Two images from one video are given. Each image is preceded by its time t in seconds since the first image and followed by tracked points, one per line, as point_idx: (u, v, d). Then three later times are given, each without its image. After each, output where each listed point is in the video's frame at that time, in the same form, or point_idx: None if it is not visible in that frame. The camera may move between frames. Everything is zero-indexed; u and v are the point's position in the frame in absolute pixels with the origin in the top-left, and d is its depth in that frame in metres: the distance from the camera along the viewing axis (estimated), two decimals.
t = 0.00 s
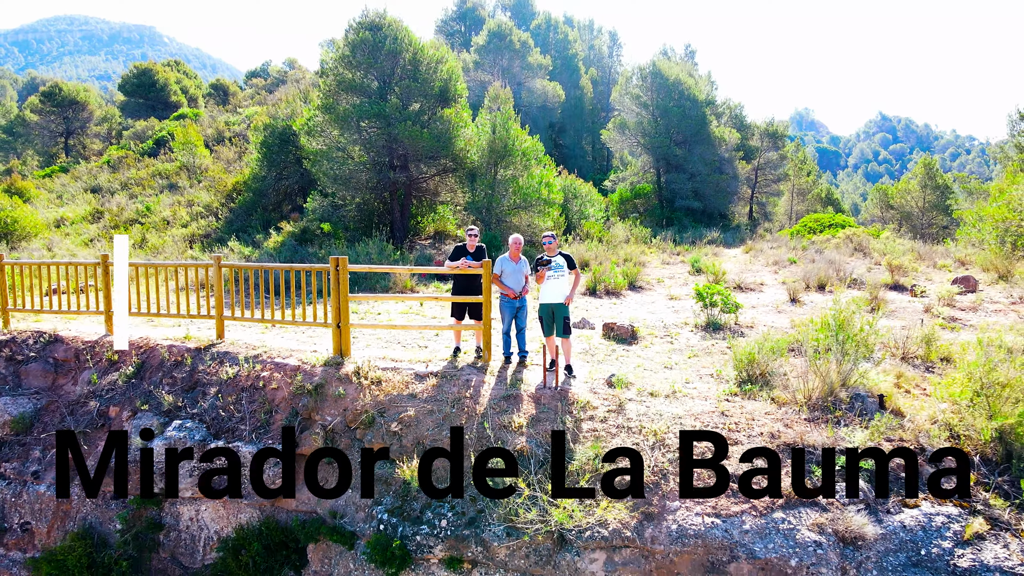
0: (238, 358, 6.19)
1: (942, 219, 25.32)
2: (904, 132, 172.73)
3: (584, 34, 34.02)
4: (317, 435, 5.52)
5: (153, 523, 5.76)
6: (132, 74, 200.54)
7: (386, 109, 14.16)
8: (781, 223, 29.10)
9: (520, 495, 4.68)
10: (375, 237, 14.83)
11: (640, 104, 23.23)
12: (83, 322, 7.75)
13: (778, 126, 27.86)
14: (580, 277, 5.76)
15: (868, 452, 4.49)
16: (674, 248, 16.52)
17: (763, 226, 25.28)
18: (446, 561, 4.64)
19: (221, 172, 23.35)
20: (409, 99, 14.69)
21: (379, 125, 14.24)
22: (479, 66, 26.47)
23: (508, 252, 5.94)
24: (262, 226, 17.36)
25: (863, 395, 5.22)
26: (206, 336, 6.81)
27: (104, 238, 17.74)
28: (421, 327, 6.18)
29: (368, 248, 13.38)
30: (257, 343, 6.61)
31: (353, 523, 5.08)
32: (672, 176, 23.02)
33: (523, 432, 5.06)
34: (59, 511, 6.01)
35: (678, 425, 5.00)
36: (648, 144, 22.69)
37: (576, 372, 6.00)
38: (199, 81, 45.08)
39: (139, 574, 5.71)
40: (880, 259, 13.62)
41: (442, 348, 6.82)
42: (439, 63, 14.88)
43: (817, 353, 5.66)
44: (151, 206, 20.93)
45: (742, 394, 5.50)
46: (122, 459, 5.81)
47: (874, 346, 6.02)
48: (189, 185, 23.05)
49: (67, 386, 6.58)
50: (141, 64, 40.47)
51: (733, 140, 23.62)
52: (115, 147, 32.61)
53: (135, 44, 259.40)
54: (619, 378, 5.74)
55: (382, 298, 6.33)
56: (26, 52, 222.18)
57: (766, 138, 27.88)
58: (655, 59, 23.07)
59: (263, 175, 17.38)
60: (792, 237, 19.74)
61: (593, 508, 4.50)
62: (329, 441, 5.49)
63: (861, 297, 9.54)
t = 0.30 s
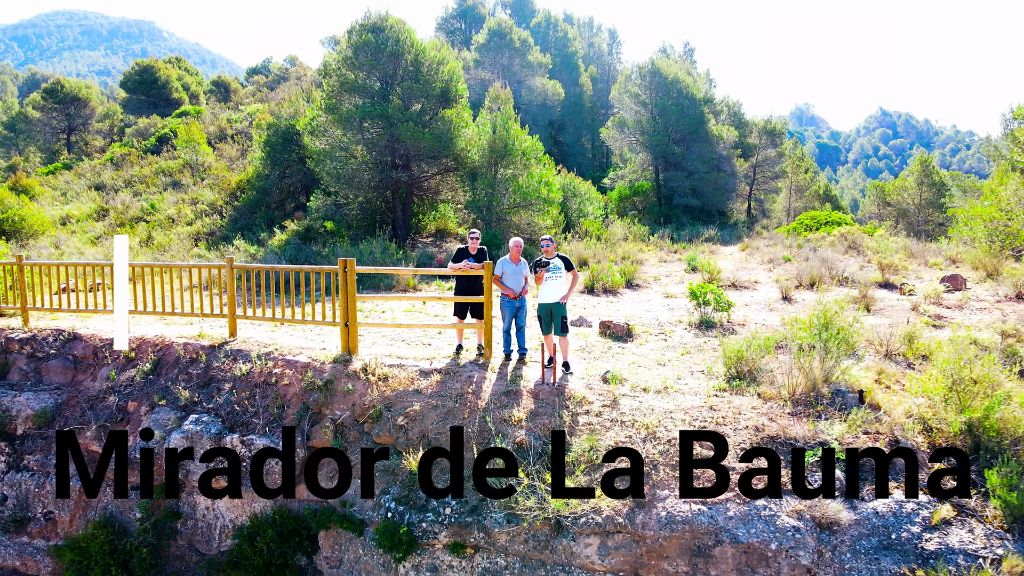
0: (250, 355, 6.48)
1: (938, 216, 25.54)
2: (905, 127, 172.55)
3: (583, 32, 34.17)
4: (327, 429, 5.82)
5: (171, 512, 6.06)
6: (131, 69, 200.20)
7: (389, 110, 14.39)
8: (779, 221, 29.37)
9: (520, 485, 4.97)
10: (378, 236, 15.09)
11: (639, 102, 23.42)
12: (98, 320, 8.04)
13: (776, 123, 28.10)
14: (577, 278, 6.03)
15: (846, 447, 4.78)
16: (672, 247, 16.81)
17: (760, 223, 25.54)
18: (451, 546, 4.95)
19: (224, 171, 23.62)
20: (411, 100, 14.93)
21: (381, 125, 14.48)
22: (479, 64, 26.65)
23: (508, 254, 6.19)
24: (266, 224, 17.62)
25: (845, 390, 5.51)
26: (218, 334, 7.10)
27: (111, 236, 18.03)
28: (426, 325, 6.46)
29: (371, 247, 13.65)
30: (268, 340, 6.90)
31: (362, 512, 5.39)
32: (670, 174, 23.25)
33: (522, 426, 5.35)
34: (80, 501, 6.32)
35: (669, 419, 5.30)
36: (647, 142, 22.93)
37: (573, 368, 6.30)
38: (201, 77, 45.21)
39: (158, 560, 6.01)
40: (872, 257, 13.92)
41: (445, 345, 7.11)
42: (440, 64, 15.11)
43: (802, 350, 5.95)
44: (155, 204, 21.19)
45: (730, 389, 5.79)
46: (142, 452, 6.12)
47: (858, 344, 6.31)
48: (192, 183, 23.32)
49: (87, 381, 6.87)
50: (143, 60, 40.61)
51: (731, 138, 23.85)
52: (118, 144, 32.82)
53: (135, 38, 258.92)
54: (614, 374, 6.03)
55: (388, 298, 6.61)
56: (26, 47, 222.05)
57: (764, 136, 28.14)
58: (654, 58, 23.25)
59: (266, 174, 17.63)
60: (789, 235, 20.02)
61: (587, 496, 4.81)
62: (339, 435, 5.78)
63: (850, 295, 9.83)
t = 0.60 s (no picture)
0: (262, 353, 6.79)
1: (934, 213, 25.80)
2: (905, 122, 172.42)
3: (583, 30, 34.32)
4: (336, 423, 6.10)
5: (188, 501, 6.39)
6: (131, 64, 199.88)
7: (391, 111, 14.63)
8: (776, 218, 29.66)
9: (520, 474, 5.28)
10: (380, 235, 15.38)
11: (638, 101, 23.62)
12: (114, 319, 8.36)
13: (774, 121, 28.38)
14: (574, 279, 6.32)
15: (827, 440, 5.09)
16: (668, 245, 17.12)
17: (758, 221, 25.83)
18: (455, 533, 5.26)
19: (227, 169, 23.90)
20: (413, 101, 15.18)
21: (384, 126, 14.72)
22: (479, 63, 26.85)
23: (509, 257, 6.48)
24: (270, 223, 17.92)
25: (827, 386, 5.82)
26: (231, 333, 7.42)
27: (118, 234, 18.33)
28: (429, 324, 6.78)
29: (374, 245, 13.96)
30: (278, 338, 7.20)
31: (370, 500, 5.70)
32: (669, 172, 23.50)
33: (521, 420, 5.65)
34: (101, 491, 6.61)
35: (660, 413, 5.61)
36: (645, 141, 23.18)
37: (570, 365, 6.61)
38: (202, 74, 45.35)
39: (176, 547, 6.33)
40: (865, 256, 14.22)
41: (448, 343, 7.41)
42: (441, 66, 15.37)
43: (788, 347, 6.25)
44: (160, 202, 21.48)
45: (719, 385, 6.10)
46: (158, 445, 6.38)
47: (842, 342, 6.62)
48: (196, 181, 23.59)
49: (106, 377, 7.18)
50: (145, 58, 40.77)
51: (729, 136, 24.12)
52: (121, 142, 33.07)
53: (134, 33, 258.47)
54: (609, 371, 6.35)
55: (394, 298, 6.92)
56: (26, 42, 221.62)
57: (762, 133, 28.45)
58: (653, 57, 23.43)
59: (270, 173, 17.90)
60: (785, 233, 20.31)
61: (582, 485, 5.12)
62: (347, 428, 6.07)
63: (840, 294, 10.14)
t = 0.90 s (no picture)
0: (274, 351, 7.11)
1: (929, 211, 26.09)
2: (905, 118, 172.38)
3: (582, 28, 34.51)
4: (345, 417, 6.43)
5: (205, 491, 6.72)
6: (131, 59, 199.73)
7: (393, 112, 14.90)
8: (774, 216, 29.96)
9: (520, 465, 5.61)
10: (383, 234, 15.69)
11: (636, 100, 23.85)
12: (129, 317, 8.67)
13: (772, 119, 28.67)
14: (572, 279, 6.63)
15: (807, 432, 5.44)
16: (666, 243, 17.46)
17: (755, 218, 26.15)
18: (459, 520, 5.60)
19: (231, 168, 24.23)
20: (415, 102, 15.47)
21: (386, 127, 15.00)
22: (479, 62, 27.12)
23: (509, 259, 6.78)
24: (274, 221, 18.22)
25: (810, 382, 6.17)
26: (243, 331, 7.74)
27: (125, 232, 18.65)
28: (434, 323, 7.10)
29: (377, 245, 14.27)
30: (289, 336, 7.53)
31: (379, 490, 6.03)
32: (667, 170, 23.82)
33: (521, 414, 5.97)
34: (121, 482, 6.94)
35: (653, 408, 5.94)
36: (643, 139, 23.47)
37: (568, 362, 6.94)
38: (203, 71, 45.53)
39: (194, 534, 6.66)
40: (858, 254, 14.55)
41: (451, 341, 7.74)
42: (442, 67, 15.63)
43: (774, 345, 6.60)
44: (165, 200, 21.77)
45: (709, 381, 6.44)
46: (176, 438, 6.71)
47: (826, 340, 6.95)
48: (200, 180, 23.90)
49: (124, 373, 7.51)
50: (146, 55, 40.99)
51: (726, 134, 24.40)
52: (124, 139, 33.33)
53: (133, 29, 257.93)
54: (604, 367, 6.68)
55: (399, 298, 7.24)
56: (26, 37, 221.11)
57: (760, 131, 28.84)
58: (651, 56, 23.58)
59: (274, 172, 18.21)
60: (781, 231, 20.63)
61: (579, 475, 5.45)
62: (356, 422, 6.40)
63: (830, 293, 10.49)
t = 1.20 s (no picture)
0: (286, 348, 7.46)
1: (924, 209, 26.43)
2: (905, 113, 172.50)
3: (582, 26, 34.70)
4: (354, 411, 6.78)
5: (221, 482, 7.08)
6: (130, 54, 199.56)
7: (396, 113, 15.21)
8: (771, 213, 30.30)
9: (519, 455, 5.96)
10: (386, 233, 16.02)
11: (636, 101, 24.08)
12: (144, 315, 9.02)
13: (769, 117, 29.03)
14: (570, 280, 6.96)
15: (790, 425, 5.79)
16: (663, 241, 17.82)
17: (752, 216, 26.50)
18: (463, 507, 5.96)
19: (234, 167, 24.56)
20: (417, 103, 15.78)
21: (390, 129, 15.31)
22: (479, 62, 27.39)
23: (510, 260, 7.10)
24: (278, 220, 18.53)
25: (794, 377, 6.53)
26: (255, 329, 8.08)
27: (131, 230, 18.99)
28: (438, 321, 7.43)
29: (380, 243, 14.60)
30: (299, 334, 7.87)
31: (387, 480, 6.39)
32: (664, 169, 24.23)
33: (521, 408, 6.33)
34: (141, 473, 7.29)
35: (645, 402, 6.29)
36: (642, 138, 23.81)
37: (565, 359, 7.30)
38: (204, 69, 45.74)
39: (210, 522, 7.02)
40: (850, 253, 14.90)
41: (454, 339, 8.08)
42: (444, 69, 15.92)
43: (761, 343, 6.94)
44: (170, 199, 22.09)
45: (699, 377, 6.79)
46: (193, 431, 7.06)
47: (812, 338, 7.30)
48: (204, 178, 24.22)
49: (142, 370, 7.86)
50: (148, 53, 41.24)
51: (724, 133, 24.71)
52: (126, 137, 33.64)
53: (132, 24, 257.35)
54: (600, 364, 7.03)
55: (404, 297, 7.57)
56: (25, 32, 220.42)
57: (757, 130, 29.24)
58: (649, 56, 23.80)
59: (278, 171, 18.55)
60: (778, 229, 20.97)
61: (575, 465, 5.80)
62: (365, 416, 6.75)
63: (820, 291, 10.86)
